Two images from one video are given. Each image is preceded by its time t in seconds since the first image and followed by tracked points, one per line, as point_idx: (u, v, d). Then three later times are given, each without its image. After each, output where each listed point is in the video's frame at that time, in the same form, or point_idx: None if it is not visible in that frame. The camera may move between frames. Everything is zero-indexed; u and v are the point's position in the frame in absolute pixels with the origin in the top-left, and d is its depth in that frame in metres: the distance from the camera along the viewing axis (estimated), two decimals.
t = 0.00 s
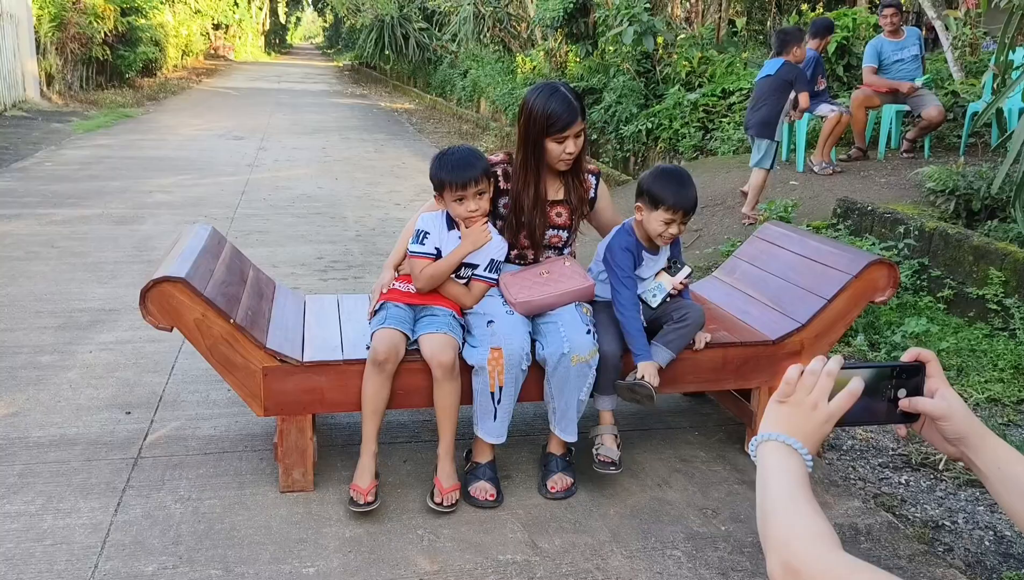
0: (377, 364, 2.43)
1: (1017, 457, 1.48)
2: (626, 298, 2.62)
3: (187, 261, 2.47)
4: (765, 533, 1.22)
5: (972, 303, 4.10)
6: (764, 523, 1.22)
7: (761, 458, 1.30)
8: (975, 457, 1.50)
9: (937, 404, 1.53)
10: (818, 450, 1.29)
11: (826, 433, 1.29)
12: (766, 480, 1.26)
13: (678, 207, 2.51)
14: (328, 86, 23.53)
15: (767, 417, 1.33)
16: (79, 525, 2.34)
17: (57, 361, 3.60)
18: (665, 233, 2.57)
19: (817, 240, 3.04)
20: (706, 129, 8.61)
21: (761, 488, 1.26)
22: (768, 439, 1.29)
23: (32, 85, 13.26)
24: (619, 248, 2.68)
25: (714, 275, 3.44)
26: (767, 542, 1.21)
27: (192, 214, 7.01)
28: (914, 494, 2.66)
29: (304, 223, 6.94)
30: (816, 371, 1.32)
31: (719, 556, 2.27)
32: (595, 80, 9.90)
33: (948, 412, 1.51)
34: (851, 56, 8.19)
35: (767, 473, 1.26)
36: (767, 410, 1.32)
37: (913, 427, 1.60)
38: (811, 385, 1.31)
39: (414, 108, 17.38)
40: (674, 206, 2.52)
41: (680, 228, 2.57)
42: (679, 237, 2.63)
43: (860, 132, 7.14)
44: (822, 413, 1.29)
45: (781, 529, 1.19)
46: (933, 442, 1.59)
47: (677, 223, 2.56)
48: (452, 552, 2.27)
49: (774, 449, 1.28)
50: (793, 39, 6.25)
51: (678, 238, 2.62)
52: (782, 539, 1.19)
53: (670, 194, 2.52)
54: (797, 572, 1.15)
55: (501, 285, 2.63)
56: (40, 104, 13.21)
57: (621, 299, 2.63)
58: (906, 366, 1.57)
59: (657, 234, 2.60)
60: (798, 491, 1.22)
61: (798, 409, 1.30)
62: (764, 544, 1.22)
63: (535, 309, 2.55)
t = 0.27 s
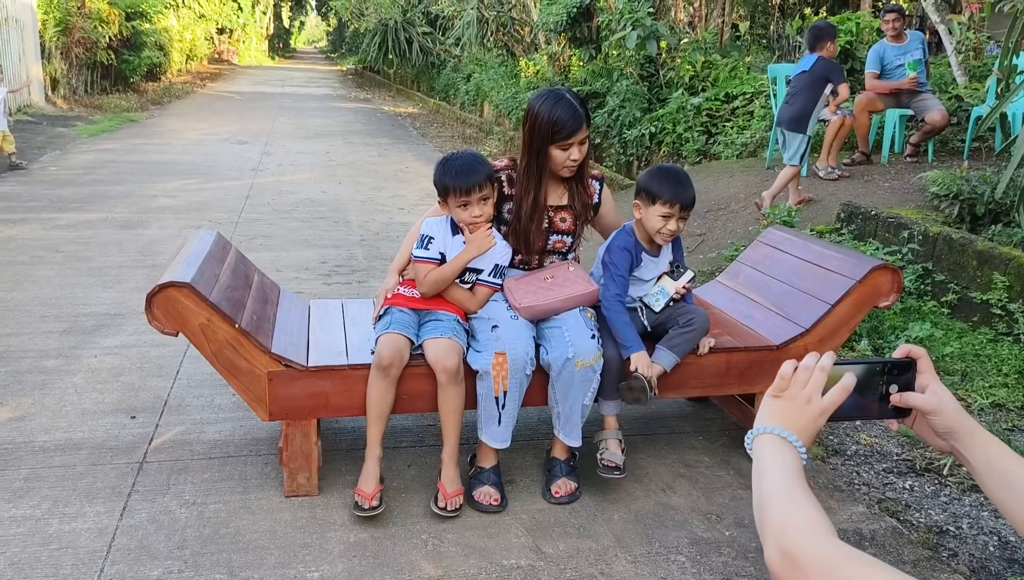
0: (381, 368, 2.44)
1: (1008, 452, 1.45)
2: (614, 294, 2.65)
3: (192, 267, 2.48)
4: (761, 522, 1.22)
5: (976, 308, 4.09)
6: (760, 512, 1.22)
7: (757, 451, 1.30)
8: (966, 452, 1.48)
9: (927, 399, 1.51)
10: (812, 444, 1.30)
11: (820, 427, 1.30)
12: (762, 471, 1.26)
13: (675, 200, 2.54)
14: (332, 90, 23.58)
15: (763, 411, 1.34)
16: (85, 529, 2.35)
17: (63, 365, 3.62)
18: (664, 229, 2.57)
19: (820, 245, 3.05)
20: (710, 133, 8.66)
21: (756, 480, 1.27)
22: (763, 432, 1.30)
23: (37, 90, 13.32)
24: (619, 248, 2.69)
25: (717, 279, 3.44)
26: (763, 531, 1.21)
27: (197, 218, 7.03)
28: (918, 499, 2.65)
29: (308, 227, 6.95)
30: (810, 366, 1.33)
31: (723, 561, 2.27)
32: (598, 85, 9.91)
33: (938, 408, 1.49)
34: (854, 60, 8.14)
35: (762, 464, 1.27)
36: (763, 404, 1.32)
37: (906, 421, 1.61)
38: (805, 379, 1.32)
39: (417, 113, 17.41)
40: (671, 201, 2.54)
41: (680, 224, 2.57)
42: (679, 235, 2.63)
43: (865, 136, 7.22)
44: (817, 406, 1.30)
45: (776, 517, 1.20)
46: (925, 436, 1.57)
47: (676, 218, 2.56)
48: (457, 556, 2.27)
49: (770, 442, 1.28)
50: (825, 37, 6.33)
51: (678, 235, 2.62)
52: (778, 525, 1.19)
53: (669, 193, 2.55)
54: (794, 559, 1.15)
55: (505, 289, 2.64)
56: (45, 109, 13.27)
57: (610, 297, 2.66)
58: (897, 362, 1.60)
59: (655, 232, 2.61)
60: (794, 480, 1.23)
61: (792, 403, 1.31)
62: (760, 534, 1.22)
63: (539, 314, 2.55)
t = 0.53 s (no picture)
0: (386, 372, 2.44)
1: (991, 442, 1.48)
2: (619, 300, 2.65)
3: (199, 270, 2.49)
4: (750, 510, 1.23)
5: (980, 313, 4.09)
6: (749, 500, 1.24)
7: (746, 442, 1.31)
8: (950, 442, 1.50)
9: (912, 390, 1.53)
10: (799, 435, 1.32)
11: (807, 418, 1.32)
12: (751, 461, 1.27)
13: (673, 197, 2.55)
14: (336, 93, 23.63)
15: (751, 403, 1.35)
16: (90, 532, 2.36)
17: (68, 368, 3.63)
18: (663, 228, 2.58)
19: (825, 250, 3.05)
20: (714, 137, 8.68)
21: (745, 469, 1.28)
22: (752, 423, 1.31)
23: (43, 93, 13.37)
24: (620, 250, 2.70)
25: (721, 284, 3.45)
26: (751, 518, 1.23)
27: (202, 222, 7.05)
28: (922, 505, 2.65)
29: (312, 231, 6.97)
30: (797, 360, 1.35)
31: (727, 566, 2.27)
32: (602, 89, 9.93)
33: (923, 399, 1.51)
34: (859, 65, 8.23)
35: (752, 454, 1.28)
36: (752, 395, 1.34)
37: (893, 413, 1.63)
38: (793, 372, 1.34)
39: (421, 117, 17.46)
40: (670, 199, 2.56)
41: (680, 222, 2.58)
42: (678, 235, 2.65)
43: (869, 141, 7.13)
44: (804, 399, 1.32)
45: (766, 506, 1.21)
46: (911, 425, 1.59)
47: (675, 216, 2.58)
48: (461, 560, 2.27)
49: (759, 432, 1.29)
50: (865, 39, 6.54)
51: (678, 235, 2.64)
52: (769, 514, 1.20)
53: (671, 194, 2.56)
54: (785, 545, 1.16)
55: (509, 294, 2.66)
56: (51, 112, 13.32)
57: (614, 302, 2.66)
58: (884, 355, 1.63)
59: (655, 231, 2.62)
60: (783, 469, 1.24)
61: (780, 395, 1.33)
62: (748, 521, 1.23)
63: (544, 318, 2.56)
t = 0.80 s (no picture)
0: (388, 369, 2.45)
1: (963, 429, 1.63)
2: (622, 297, 2.65)
3: (202, 267, 2.50)
4: (730, 492, 1.32)
5: (983, 312, 4.08)
6: (729, 483, 1.32)
7: (729, 430, 1.41)
8: (926, 431, 1.64)
9: (889, 381, 1.65)
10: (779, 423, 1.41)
11: (787, 409, 1.40)
12: (732, 448, 1.36)
13: (671, 192, 2.56)
14: (341, 91, 23.66)
15: (735, 394, 1.44)
16: (93, 526, 2.37)
17: (72, 363, 3.64)
18: (663, 223, 2.60)
19: (828, 249, 3.05)
20: (718, 137, 8.68)
21: (726, 457, 1.37)
22: (734, 412, 1.41)
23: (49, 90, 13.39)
24: (623, 248, 2.70)
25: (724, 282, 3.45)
26: (731, 500, 1.31)
27: (206, 219, 7.07)
28: (923, 503, 2.65)
29: (315, 228, 6.97)
30: (780, 352, 1.44)
31: (728, 563, 2.28)
32: (606, 88, 9.91)
33: (900, 391, 1.64)
34: (864, 64, 8.23)
35: (733, 442, 1.37)
36: (735, 387, 1.43)
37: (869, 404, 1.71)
38: (775, 364, 1.43)
39: (425, 115, 17.47)
40: (669, 195, 2.57)
41: (680, 217, 2.60)
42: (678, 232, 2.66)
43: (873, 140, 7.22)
44: (785, 390, 1.41)
45: (744, 486, 1.30)
46: (886, 416, 1.73)
47: (675, 211, 2.59)
48: (461, 556, 2.28)
49: (740, 421, 1.39)
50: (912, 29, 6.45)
51: (678, 230, 2.65)
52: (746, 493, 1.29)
53: (672, 190, 2.57)
54: (761, 523, 1.25)
55: (512, 291, 2.66)
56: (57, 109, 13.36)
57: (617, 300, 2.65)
58: (863, 349, 1.70)
59: (655, 227, 2.63)
60: (760, 455, 1.33)
61: (762, 385, 1.42)
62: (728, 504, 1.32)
63: (546, 316, 2.57)
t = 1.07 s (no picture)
0: (384, 361, 2.45)
1: (943, 421, 1.57)
2: (620, 293, 2.64)
3: (198, 258, 2.50)
4: (713, 472, 1.31)
5: (980, 309, 4.08)
6: (713, 463, 1.32)
7: (713, 416, 1.40)
8: (906, 423, 1.59)
9: (869, 372, 1.63)
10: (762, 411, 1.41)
11: (771, 399, 1.41)
12: (716, 432, 1.36)
13: (663, 182, 2.58)
14: (341, 85, 23.63)
15: (720, 381, 1.44)
16: (88, 517, 2.37)
17: (69, 354, 3.64)
18: (656, 214, 2.59)
19: (826, 245, 3.05)
20: (717, 132, 8.69)
21: (710, 439, 1.37)
22: (719, 398, 1.40)
23: (48, 82, 13.36)
24: (618, 242, 2.70)
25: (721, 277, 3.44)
26: (713, 480, 1.31)
27: (204, 211, 7.06)
28: (918, 499, 2.65)
29: (314, 221, 6.97)
30: (766, 342, 1.43)
31: (722, 557, 2.28)
32: (606, 83, 9.90)
33: (878, 380, 1.61)
34: (863, 61, 8.22)
35: (717, 426, 1.37)
36: (721, 372, 1.42)
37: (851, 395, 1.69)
38: (761, 353, 1.42)
39: (425, 109, 17.45)
40: (662, 185, 2.58)
41: (673, 208, 2.60)
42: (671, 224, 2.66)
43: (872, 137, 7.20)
44: (769, 379, 1.41)
45: (727, 469, 1.29)
46: (868, 408, 1.68)
47: (667, 201, 2.59)
48: (456, 549, 2.28)
49: (725, 408, 1.38)
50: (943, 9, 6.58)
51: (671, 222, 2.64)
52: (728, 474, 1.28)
53: (665, 181, 2.58)
54: (743, 501, 1.24)
55: (509, 285, 2.65)
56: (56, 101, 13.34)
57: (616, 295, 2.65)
58: (845, 341, 1.68)
59: (648, 218, 2.63)
60: (743, 438, 1.33)
61: (747, 374, 1.42)
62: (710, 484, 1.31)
63: (544, 309, 2.56)
